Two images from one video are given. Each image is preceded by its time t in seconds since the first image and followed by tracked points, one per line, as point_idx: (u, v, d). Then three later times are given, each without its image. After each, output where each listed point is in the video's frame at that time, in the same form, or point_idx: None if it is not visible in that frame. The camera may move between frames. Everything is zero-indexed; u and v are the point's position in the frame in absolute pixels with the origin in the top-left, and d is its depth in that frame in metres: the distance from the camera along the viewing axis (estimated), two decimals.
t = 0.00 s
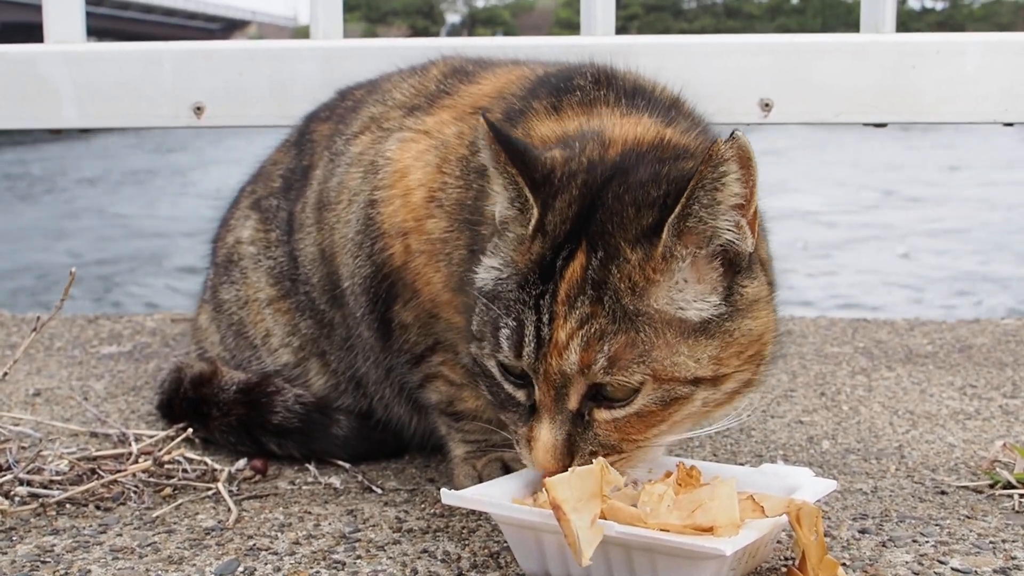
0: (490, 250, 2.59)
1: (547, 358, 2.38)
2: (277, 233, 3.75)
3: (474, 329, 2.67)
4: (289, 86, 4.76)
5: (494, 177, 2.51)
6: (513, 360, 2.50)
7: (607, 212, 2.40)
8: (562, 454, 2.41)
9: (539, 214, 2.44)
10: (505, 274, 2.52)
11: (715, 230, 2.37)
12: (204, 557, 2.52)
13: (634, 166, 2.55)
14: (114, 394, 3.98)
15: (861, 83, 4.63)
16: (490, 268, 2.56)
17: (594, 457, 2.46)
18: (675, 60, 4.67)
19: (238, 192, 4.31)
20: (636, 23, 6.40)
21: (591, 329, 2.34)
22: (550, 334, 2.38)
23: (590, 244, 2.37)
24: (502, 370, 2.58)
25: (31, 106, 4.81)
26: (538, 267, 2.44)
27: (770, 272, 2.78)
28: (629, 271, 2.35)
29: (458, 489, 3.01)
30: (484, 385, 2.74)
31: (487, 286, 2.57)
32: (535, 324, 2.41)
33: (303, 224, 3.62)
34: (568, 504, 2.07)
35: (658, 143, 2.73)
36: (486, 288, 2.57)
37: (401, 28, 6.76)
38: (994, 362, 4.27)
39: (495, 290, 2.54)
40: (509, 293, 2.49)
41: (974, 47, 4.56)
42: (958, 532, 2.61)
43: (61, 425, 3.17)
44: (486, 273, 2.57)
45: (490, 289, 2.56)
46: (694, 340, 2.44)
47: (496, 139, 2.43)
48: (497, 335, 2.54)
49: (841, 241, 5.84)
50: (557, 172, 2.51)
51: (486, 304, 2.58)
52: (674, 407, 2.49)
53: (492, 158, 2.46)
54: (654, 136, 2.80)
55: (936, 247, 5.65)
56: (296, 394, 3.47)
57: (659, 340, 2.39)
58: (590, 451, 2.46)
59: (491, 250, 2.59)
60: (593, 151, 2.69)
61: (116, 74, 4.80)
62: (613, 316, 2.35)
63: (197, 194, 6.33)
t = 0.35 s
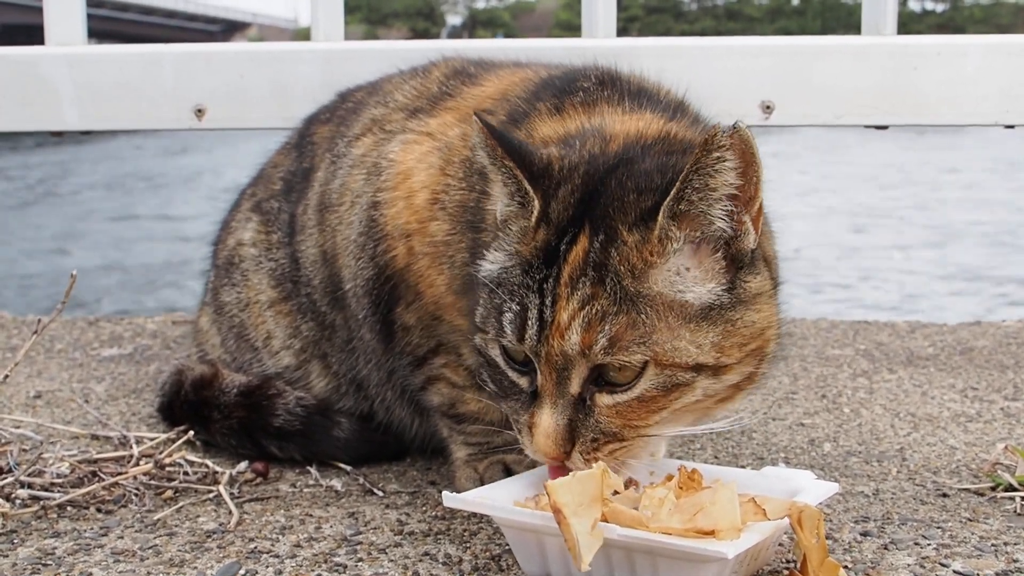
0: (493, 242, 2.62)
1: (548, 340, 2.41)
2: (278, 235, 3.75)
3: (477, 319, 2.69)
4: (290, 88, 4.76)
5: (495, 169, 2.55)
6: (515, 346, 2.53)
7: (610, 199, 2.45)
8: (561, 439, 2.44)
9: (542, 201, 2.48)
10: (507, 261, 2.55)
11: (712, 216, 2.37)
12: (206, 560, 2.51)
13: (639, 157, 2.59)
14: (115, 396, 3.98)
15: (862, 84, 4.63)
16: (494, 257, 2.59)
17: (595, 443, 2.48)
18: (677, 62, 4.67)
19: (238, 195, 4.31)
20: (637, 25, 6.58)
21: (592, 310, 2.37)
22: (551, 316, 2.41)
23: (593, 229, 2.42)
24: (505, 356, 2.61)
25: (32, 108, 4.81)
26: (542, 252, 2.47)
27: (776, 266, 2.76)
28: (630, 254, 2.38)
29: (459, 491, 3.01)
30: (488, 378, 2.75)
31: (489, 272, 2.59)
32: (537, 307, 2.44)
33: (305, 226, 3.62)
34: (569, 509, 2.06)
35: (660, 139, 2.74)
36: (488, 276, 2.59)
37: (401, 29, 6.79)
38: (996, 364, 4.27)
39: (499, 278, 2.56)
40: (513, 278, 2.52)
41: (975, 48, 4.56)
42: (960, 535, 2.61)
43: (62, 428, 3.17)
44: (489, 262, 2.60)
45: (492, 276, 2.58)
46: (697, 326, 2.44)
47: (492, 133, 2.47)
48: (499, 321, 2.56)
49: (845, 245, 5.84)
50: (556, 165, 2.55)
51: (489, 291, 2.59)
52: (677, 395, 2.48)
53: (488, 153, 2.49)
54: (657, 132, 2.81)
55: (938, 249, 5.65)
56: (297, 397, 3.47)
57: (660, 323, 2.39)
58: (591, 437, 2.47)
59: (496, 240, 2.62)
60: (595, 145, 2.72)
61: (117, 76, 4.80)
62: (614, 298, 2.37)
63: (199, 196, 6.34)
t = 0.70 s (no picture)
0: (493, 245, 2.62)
1: (549, 339, 2.41)
2: (279, 237, 3.75)
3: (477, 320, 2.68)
4: (291, 90, 4.76)
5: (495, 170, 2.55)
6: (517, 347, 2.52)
7: (611, 198, 2.45)
8: (562, 439, 2.43)
9: (541, 201, 2.48)
10: (507, 262, 2.55)
11: (712, 215, 2.38)
12: (206, 562, 2.51)
13: (640, 157, 2.59)
14: (116, 397, 3.98)
15: (862, 85, 4.63)
16: (494, 259, 2.59)
17: (596, 445, 2.47)
18: (678, 63, 4.67)
19: (239, 196, 4.31)
20: (636, 26, 6.59)
21: (592, 309, 2.37)
22: (552, 316, 2.41)
23: (593, 228, 2.42)
24: (505, 356, 2.61)
25: (33, 109, 4.81)
26: (542, 252, 2.47)
27: (776, 267, 2.76)
28: (630, 253, 2.38)
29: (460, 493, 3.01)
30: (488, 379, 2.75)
31: (490, 274, 2.59)
32: (538, 307, 2.44)
33: (306, 227, 3.62)
34: (568, 511, 2.06)
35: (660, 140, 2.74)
36: (488, 277, 2.59)
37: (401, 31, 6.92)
38: (996, 365, 4.27)
39: (499, 278, 2.56)
40: (513, 278, 2.52)
41: (975, 49, 4.55)
42: (961, 536, 2.60)
43: (63, 429, 3.17)
44: (490, 264, 2.60)
45: (492, 278, 2.58)
46: (698, 325, 2.43)
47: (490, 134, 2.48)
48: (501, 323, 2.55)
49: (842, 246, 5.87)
50: (556, 165, 2.55)
51: (490, 292, 2.59)
52: (677, 395, 2.48)
53: (489, 154, 2.49)
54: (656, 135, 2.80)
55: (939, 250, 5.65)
56: (297, 399, 3.47)
57: (660, 322, 2.39)
58: (592, 438, 2.47)
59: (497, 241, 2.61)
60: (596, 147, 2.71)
61: (118, 78, 4.80)
62: (614, 297, 2.37)
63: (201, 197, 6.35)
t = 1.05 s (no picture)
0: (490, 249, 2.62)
1: (548, 341, 2.40)
2: (279, 239, 3.75)
3: (475, 321, 2.68)
4: (291, 92, 4.76)
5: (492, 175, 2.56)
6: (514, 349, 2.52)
7: (613, 203, 2.45)
8: (559, 439, 2.44)
9: (538, 206, 2.49)
10: (504, 266, 2.55)
11: (719, 225, 2.38)
12: (207, 565, 2.52)
13: (641, 163, 2.59)
14: (116, 399, 3.99)
15: (862, 88, 4.63)
16: (491, 263, 2.59)
17: (594, 447, 2.48)
18: (679, 65, 4.67)
19: (240, 197, 4.31)
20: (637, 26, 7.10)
21: (593, 312, 2.37)
22: (551, 318, 2.40)
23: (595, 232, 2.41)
24: (502, 358, 2.61)
25: (32, 112, 4.81)
26: (541, 254, 2.47)
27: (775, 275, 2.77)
28: (633, 256, 2.38)
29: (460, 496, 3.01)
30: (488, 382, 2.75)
31: (487, 277, 2.59)
32: (536, 309, 2.44)
33: (307, 230, 3.62)
34: (567, 515, 2.07)
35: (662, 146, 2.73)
36: (486, 281, 2.60)
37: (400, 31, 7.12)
38: (996, 367, 4.27)
39: (497, 280, 2.56)
40: (511, 281, 2.52)
41: (976, 51, 4.56)
42: (961, 539, 2.61)
43: (63, 432, 3.18)
44: (487, 268, 2.60)
45: (490, 281, 2.58)
46: (698, 330, 2.44)
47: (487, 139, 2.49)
48: (498, 325, 2.55)
49: (845, 245, 5.86)
50: (552, 171, 2.56)
51: (488, 293, 2.59)
52: (676, 399, 2.48)
53: (484, 161, 2.51)
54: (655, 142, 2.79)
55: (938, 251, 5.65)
56: (298, 401, 3.47)
57: (661, 326, 2.39)
58: (589, 440, 2.47)
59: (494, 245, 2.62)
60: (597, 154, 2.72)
61: (118, 80, 4.80)
62: (617, 301, 2.37)
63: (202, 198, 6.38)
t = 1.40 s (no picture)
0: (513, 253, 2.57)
1: (594, 355, 2.36)
2: (277, 241, 3.75)
3: (496, 327, 2.63)
4: (291, 95, 4.77)
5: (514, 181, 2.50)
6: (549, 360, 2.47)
7: (659, 216, 2.41)
8: (594, 449, 2.43)
9: (571, 214, 2.43)
10: (531, 274, 2.50)
11: (770, 251, 2.39)
12: (207, 568, 2.52)
13: (676, 175, 2.56)
14: (116, 402, 3.99)
15: (863, 90, 4.64)
16: (515, 269, 2.54)
17: (627, 458, 2.49)
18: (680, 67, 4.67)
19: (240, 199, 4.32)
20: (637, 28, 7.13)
21: (645, 331, 2.33)
22: (597, 331, 2.36)
23: (643, 247, 2.37)
24: (529, 364, 2.55)
25: (33, 115, 4.81)
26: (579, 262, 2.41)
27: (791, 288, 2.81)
28: (686, 276, 2.36)
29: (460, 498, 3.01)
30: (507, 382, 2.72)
31: (512, 283, 2.54)
32: (576, 320, 2.39)
33: (306, 232, 3.62)
34: (566, 519, 2.07)
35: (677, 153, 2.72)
36: (512, 288, 2.55)
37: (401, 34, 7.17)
38: (996, 369, 4.27)
39: (526, 286, 2.51)
40: (541, 288, 2.47)
41: (976, 54, 4.56)
42: (961, 542, 2.61)
43: (63, 435, 3.18)
44: (513, 274, 2.55)
45: (518, 288, 2.53)
46: (739, 351, 2.45)
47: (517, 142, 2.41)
48: (531, 335, 2.50)
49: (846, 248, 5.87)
50: (579, 178, 2.50)
51: (514, 300, 2.54)
52: (711, 415, 2.50)
53: (510, 166, 2.45)
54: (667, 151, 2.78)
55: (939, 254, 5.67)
56: (298, 402, 3.48)
57: (711, 348, 2.39)
58: (624, 451, 2.47)
59: (518, 248, 2.56)
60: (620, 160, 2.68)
61: (119, 83, 4.80)
62: (670, 322, 2.34)
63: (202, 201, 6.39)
